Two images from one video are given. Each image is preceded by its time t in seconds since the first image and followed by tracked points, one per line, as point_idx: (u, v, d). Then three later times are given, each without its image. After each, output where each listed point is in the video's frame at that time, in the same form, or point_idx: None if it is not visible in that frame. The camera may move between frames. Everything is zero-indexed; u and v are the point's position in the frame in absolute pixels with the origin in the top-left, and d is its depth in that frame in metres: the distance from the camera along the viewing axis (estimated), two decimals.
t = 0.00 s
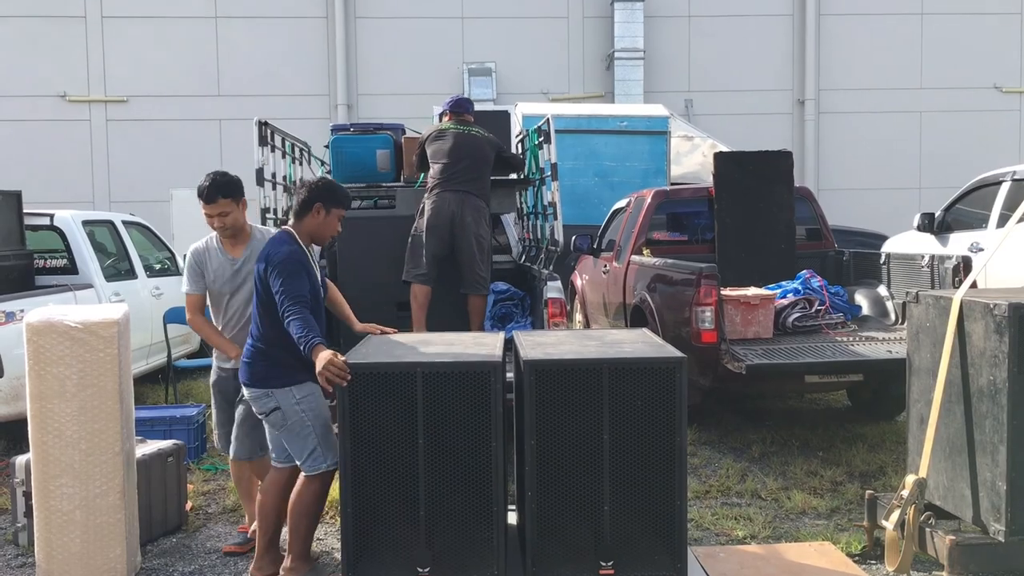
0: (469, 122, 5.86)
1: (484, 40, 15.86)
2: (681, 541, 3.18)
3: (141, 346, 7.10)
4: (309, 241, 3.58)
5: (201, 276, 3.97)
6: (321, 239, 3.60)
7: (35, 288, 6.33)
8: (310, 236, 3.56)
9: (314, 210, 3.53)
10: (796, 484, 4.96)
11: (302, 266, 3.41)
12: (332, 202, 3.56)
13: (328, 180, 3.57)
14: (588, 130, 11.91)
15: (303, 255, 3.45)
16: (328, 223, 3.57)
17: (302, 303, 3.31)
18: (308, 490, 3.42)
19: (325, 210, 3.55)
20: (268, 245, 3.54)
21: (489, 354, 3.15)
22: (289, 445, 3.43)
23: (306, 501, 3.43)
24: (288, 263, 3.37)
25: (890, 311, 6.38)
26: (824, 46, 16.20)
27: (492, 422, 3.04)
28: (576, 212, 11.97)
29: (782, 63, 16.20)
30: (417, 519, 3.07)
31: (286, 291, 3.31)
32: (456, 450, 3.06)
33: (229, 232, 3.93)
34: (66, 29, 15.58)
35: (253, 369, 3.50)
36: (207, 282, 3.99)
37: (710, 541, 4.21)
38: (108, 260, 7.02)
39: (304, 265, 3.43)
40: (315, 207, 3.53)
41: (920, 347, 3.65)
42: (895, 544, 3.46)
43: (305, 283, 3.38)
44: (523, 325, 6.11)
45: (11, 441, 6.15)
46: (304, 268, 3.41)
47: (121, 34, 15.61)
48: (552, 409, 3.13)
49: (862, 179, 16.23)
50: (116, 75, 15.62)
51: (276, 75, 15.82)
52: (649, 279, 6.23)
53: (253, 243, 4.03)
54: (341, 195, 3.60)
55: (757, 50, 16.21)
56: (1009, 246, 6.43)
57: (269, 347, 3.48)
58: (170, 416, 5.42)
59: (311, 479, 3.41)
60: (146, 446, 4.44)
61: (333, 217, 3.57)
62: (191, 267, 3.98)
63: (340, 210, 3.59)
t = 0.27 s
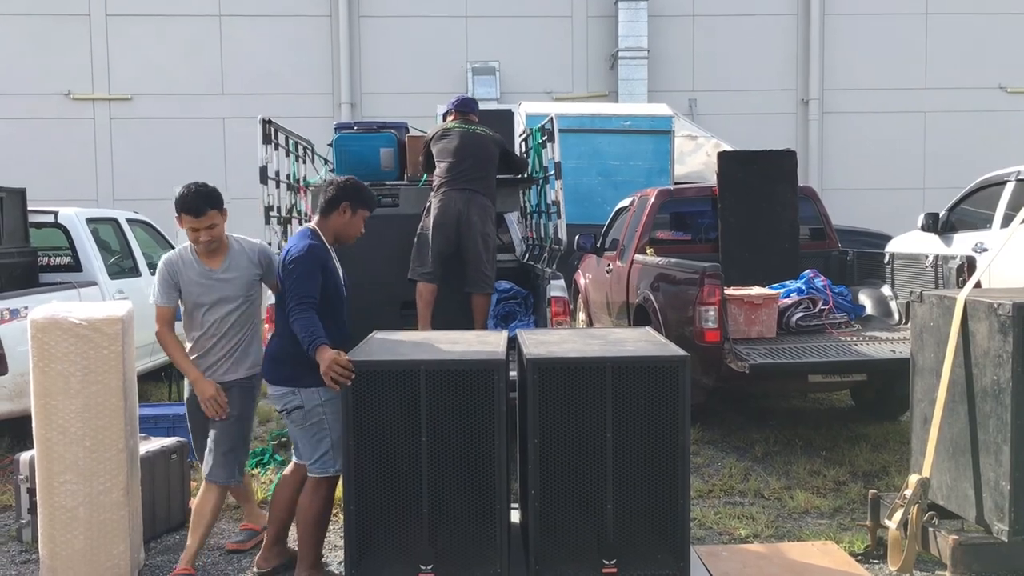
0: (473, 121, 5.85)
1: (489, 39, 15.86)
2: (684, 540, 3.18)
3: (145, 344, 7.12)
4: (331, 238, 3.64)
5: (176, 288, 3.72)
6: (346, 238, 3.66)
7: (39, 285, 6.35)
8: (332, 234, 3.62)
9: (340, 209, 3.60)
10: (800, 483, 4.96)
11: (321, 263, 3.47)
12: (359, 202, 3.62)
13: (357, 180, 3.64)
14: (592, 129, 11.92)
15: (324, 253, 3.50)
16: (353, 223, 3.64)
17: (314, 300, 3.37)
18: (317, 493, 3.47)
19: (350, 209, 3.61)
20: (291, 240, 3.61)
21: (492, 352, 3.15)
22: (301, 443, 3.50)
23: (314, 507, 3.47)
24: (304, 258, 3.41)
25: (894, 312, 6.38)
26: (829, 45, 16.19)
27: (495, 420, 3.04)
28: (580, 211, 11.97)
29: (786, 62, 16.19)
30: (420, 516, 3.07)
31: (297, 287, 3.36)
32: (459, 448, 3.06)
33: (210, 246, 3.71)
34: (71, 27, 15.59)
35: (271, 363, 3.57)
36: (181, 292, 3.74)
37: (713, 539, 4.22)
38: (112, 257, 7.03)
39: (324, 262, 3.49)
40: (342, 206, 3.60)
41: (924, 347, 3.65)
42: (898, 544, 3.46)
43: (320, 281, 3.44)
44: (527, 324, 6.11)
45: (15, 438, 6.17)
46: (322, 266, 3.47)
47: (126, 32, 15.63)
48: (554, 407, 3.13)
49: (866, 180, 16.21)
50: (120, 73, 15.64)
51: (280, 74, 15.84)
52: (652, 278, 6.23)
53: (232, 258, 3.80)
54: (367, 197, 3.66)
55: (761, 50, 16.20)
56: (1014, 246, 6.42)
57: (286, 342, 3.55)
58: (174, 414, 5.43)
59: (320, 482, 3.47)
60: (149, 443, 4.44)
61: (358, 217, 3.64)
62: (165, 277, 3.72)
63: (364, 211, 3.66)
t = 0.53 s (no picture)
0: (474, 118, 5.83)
1: (495, 39, 15.86)
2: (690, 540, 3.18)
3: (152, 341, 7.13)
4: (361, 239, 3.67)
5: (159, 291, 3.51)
6: (376, 239, 3.68)
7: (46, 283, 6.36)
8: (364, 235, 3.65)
9: (371, 210, 3.62)
10: (805, 483, 4.95)
11: (350, 261, 3.51)
12: (396, 205, 3.68)
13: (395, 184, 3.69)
14: (597, 128, 11.90)
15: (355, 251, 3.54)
16: (383, 224, 3.66)
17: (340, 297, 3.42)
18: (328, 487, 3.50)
19: (383, 210, 3.64)
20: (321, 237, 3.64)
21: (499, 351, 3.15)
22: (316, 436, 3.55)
23: (322, 502, 3.49)
24: (335, 254, 3.46)
25: (900, 312, 6.40)
26: (836, 45, 16.16)
27: (500, 419, 3.04)
28: (585, 210, 11.97)
29: (793, 62, 16.16)
30: (425, 514, 3.08)
31: (325, 283, 3.41)
32: (464, 446, 3.06)
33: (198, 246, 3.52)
34: (79, 25, 15.64)
35: (292, 358, 3.60)
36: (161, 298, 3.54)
37: (718, 539, 4.21)
38: (119, 255, 7.04)
39: (352, 263, 3.52)
40: (375, 207, 3.63)
41: (930, 347, 3.64)
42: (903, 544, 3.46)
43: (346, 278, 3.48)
44: (533, 323, 6.10)
45: (22, 434, 6.18)
46: (351, 264, 3.51)
47: (133, 30, 15.66)
48: (560, 405, 3.14)
49: (872, 180, 16.18)
50: (127, 71, 15.67)
51: (287, 73, 15.86)
52: (658, 277, 6.23)
53: (217, 258, 3.62)
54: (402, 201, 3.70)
55: (768, 50, 16.17)
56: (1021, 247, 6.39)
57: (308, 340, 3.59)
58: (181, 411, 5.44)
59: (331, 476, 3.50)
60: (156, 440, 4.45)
61: (388, 219, 3.66)
62: (147, 280, 3.49)
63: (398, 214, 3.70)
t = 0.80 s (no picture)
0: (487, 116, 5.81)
1: (503, 40, 15.87)
2: (698, 541, 3.18)
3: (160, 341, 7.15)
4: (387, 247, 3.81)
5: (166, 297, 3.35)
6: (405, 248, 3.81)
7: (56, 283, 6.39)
8: (389, 243, 3.78)
9: (396, 219, 3.75)
10: (813, 485, 4.95)
11: (370, 265, 3.68)
12: (425, 215, 3.77)
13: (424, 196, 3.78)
14: (605, 129, 11.90)
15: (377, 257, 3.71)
16: (407, 234, 3.77)
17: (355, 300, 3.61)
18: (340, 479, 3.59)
19: (406, 220, 3.76)
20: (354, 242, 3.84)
21: (507, 352, 3.16)
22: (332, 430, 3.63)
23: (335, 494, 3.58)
24: (353, 258, 3.65)
25: (909, 314, 6.34)
26: (845, 46, 16.12)
27: (508, 420, 3.05)
28: (594, 211, 11.96)
29: (801, 63, 16.14)
30: (433, 515, 3.09)
31: (342, 286, 3.61)
32: (471, 447, 3.07)
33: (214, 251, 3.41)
34: (88, 26, 15.70)
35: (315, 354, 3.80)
36: (169, 304, 3.37)
37: (725, 541, 4.21)
38: (128, 255, 7.07)
39: (374, 268, 3.70)
40: (399, 216, 3.76)
41: (939, 349, 3.63)
42: (912, 547, 3.46)
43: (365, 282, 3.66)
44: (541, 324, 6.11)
45: (32, 434, 6.21)
46: (373, 269, 3.68)
47: (143, 31, 15.73)
48: (567, 407, 3.14)
49: (881, 181, 16.14)
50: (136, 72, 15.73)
51: (296, 73, 15.89)
52: (666, 278, 6.23)
53: (227, 265, 3.52)
54: (431, 212, 3.78)
55: (777, 50, 16.14)
56: None
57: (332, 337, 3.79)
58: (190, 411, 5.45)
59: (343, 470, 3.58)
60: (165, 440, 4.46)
61: (412, 229, 3.76)
62: (156, 283, 3.32)
63: (424, 225, 3.79)
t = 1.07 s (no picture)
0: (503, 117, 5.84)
1: (511, 43, 15.88)
2: (706, 544, 3.17)
3: (169, 344, 7.18)
4: (404, 239, 4.01)
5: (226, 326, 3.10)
6: (419, 241, 3.98)
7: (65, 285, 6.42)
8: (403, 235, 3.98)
9: (407, 213, 3.93)
10: (822, 489, 4.94)
11: (373, 256, 3.97)
12: (433, 209, 3.89)
13: (437, 190, 3.87)
14: (613, 132, 11.90)
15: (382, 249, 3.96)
16: (418, 226, 3.93)
17: (353, 289, 3.93)
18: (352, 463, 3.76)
19: (417, 213, 3.90)
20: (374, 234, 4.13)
21: (514, 356, 3.16)
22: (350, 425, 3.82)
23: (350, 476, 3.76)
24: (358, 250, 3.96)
25: (918, 317, 6.35)
26: (853, 49, 16.09)
27: (516, 424, 3.05)
28: (601, 214, 11.97)
29: (810, 65, 16.11)
30: (440, 518, 3.09)
31: (342, 274, 3.94)
32: (479, 452, 3.07)
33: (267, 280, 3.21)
34: (98, 29, 15.76)
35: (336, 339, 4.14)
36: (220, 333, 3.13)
37: (733, 544, 4.21)
38: (137, 257, 7.09)
39: (376, 258, 3.98)
40: (410, 209, 3.92)
41: (948, 352, 3.62)
42: (921, 550, 3.49)
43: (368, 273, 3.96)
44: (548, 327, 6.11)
45: (42, 435, 6.23)
46: (371, 258, 3.96)
47: (152, 34, 15.79)
48: (574, 410, 3.14)
49: (890, 184, 16.10)
50: (146, 75, 15.79)
51: (304, 76, 15.93)
52: (674, 281, 6.23)
53: (266, 292, 3.32)
54: (440, 207, 3.88)
55: (785, 53, 16.12)
56: None
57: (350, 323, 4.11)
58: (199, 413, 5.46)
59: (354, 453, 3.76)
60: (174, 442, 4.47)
61: (422, 221, 3.91)
62: (220, 313, 3.07)
63: (435, 218, 3.90)
